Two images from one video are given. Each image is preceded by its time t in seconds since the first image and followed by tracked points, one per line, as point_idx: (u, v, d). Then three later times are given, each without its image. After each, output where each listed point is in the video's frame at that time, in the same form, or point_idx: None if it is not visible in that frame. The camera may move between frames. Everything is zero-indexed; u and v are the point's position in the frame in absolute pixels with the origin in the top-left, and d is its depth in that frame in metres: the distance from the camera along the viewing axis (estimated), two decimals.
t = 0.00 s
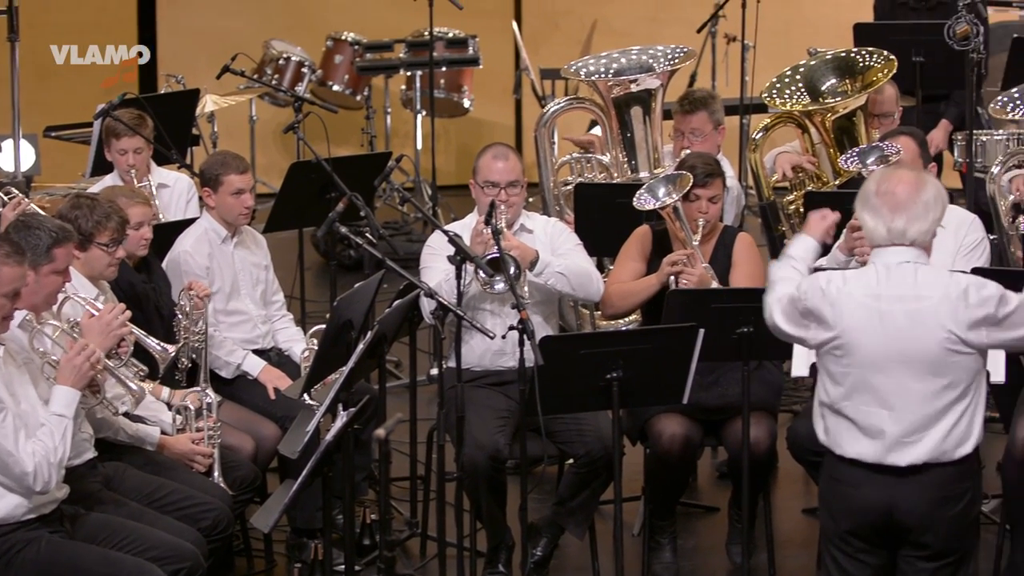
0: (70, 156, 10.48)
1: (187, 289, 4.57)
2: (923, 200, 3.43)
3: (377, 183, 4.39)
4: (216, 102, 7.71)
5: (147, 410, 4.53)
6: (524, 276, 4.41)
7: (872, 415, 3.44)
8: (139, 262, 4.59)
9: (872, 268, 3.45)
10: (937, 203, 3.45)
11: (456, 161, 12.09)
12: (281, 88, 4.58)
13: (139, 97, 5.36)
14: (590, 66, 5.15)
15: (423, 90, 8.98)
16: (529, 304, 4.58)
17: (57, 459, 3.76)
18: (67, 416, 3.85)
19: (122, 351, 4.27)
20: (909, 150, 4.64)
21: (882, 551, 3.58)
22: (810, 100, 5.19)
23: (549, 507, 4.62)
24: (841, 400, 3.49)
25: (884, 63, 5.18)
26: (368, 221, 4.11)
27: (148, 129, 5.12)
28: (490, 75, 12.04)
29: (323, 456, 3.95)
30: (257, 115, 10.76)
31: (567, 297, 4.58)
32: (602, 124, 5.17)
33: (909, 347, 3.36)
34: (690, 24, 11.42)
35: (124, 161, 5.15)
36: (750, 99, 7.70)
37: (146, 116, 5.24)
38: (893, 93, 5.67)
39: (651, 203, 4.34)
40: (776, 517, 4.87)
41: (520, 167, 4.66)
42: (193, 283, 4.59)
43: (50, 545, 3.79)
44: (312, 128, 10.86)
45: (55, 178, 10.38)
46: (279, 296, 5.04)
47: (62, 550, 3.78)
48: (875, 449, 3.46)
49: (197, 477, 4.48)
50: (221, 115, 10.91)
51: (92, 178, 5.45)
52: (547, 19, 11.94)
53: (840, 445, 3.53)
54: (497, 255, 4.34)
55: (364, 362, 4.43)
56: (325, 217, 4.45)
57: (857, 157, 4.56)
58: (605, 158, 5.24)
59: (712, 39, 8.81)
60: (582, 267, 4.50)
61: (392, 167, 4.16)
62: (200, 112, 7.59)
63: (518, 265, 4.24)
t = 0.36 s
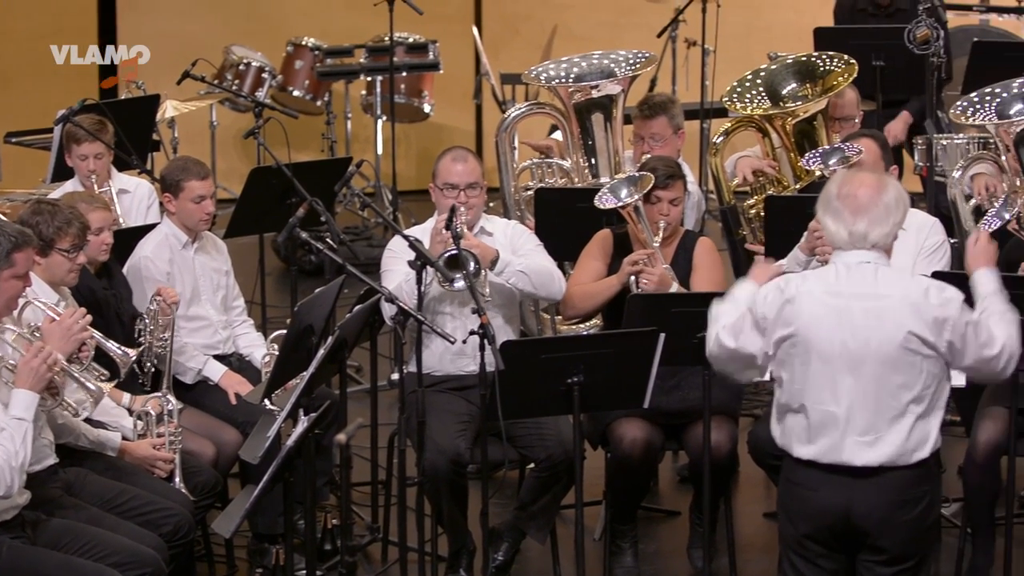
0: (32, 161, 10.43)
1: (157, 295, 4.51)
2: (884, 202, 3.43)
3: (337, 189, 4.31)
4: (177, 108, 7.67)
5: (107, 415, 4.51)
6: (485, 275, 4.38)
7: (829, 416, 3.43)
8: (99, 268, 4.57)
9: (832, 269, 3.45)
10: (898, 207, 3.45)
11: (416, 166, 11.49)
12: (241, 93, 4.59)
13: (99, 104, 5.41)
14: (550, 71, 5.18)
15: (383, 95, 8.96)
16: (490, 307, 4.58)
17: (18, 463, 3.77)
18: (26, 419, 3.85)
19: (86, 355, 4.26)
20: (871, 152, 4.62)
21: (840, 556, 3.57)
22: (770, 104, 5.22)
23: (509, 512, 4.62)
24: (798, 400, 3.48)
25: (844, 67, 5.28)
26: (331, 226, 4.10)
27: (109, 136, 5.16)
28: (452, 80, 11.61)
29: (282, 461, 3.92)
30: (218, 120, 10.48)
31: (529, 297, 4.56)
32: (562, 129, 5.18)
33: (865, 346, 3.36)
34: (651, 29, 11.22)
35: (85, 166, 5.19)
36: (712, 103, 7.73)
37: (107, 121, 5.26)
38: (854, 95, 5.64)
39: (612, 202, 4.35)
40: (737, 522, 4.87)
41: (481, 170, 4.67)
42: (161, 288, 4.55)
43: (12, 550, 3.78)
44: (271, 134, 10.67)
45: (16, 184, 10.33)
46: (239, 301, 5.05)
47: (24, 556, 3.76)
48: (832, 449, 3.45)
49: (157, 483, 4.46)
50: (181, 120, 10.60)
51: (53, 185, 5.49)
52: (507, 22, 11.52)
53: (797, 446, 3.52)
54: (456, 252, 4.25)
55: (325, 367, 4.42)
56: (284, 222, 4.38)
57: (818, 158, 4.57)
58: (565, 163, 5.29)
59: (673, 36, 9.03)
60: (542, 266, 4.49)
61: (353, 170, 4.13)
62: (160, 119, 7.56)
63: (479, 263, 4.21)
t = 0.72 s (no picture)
0: None
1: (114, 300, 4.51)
2: (844, 203, 3.45)
3: (295, 192, 4.28)
4: (134, 111, 7.60)
5: (65, 419, 4.47)
6: (442, 283, 4.40)
7: (786, 414, 3.41)
8: (57, 271, 4.53)
9: (789, 268, 3.46)
10: (857, 210, 3.46)
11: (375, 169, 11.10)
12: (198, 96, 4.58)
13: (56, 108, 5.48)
14: (505, 74, 5.25)
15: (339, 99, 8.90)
16: (449, 312, 4.59)
17: None
18: None
19: (43, 360, 4.15)
20: (830, 153, 4.59)
21: (796, 557, 3.56)
22: (727, 107, 5.27)
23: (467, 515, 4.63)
24: (754, 398, 3.47)
25: (802, 70, 5.36)
26: (290, 227, 4.10)
27: (67, 139, 5.22)
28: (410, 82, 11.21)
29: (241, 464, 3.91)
30: (175, 122, 10.27)
31: (485, 303, 4.58)
32: (519, 133, 5.26)
33: (823, 343, 3.35)
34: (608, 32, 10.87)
35: (44, 170, 5.26)
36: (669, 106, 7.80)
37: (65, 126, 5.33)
38: (812, 98, 5.74)
39: (568, 209, 4.36)
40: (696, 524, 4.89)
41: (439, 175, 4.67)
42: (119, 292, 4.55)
43: None
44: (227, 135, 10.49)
45: None
46: (197, 304, 5.09)
47: None
48: (787, 447, 3.43)
49: (115, 487, 4.45)
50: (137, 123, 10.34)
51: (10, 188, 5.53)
52: (466, 26, 11.19)
53: (752, 445, 3.50)
54: (415, 261, 4.31)
55: (283, 370, 4.40)
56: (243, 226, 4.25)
57: (777, 160, 4.55)
58: (523, 166, 5.30)
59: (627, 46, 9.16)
60: (499, 273, 4.51)
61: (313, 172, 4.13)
62: (118, 122, 7.50)
63: (436, 268, 4.22)
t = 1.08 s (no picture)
0: None
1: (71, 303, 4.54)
2: (817, 208, 3.42)
3: (254, 194, 4.27)
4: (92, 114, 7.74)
5: (25, 422, 4.43)
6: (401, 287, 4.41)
7: (759, 421, 3.39)
8: (15, 273, 4.51)
9: (763, 273, 3.43)
10: (830, 214, 3.44)
11: (334, 170, 11.00)
12: (157, 100, 4.58)
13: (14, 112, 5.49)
14: (462, 77, 5.29)
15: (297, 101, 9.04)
16: (408, 314, 4.61)
17: None
18: None
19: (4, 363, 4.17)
20: (789, 155, 4.60)
21: (762, 560, 3.55)
22: (686, 108, 5.38)
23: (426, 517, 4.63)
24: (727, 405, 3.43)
25: (761, 72, 5.49)
26: (250, 231, 4.08)
27: (25, 143, 5.23)
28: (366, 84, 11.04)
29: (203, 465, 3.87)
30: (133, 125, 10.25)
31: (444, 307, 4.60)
32: (477, 134, 5.31)
33: (798, 352, 3.33)
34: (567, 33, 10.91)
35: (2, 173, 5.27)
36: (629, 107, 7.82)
37: (23, 129, 5.34)
38: (771, 100, 5.85)
39: (527, 220, 4.37)
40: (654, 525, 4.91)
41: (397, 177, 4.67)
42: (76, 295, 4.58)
43: None
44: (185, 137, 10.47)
45: None
46: (156, 304, 5.13)
47: None
48: (760, 453, 3.40)
49: (76, 489, 4.44)
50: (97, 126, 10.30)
51: None
52: (424, 26, 11.03)
53: (720, 448, 3.47)
54: (374, 267, 4.32)
55: (244, 373, 4.37)
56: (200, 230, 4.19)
57: (736, 162, 4.49)
58: (480, 168, 5.40)
59: (587, 48, 9.21)
60: (458, 277, 4.54)
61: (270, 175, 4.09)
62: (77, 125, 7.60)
63: (396, 274, 4.22)
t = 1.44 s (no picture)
0: None
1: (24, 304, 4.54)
2: (795, 211, 3.41)
3: (210, 199, 4.32)
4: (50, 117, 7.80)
5: None
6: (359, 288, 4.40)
7: (736, 422, 3.35)
8: None
9: (740, 273, 3.40)
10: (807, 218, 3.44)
11: (291, 171, 11.23)
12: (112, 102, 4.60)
13: None
14: (419, 78, 5.30)
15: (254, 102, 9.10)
16: (364, 315, 4.61)
17: None
18: None
19: None
20: (746, 155, 4.62)
21: (729, 564, 3.52)
22: (645, 108, 5.50)
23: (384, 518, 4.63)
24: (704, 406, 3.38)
25: (720, 73, 5.54)
26: (207, 234, 4.02)
27: None
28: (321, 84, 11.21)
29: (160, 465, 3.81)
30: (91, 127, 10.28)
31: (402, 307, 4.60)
32: (433, 136, 5.34)
33: (777, 353, 3.30)
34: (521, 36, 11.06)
35: None
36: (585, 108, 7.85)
37: None
38: (729, 101, 5.87)
39: (483, 214, 4.33)
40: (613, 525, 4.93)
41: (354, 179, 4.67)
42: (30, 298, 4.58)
43: None
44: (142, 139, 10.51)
45: None
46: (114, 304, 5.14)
47: None
48: (736, 455, 3.36)
49: (35, 492, 4.40)
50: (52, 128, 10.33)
51: None
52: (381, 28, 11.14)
53: (695, 450, 3.42)
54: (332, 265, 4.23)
55: (203, 375, 4.34)
56: (157, 231, 4.15)
57: (693, 163, 4.39)
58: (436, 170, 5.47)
59: (546, 48, 9.25)
60: (416, 278, 4.55)
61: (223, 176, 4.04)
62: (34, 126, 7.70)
63: (355, 274, 4.22)
